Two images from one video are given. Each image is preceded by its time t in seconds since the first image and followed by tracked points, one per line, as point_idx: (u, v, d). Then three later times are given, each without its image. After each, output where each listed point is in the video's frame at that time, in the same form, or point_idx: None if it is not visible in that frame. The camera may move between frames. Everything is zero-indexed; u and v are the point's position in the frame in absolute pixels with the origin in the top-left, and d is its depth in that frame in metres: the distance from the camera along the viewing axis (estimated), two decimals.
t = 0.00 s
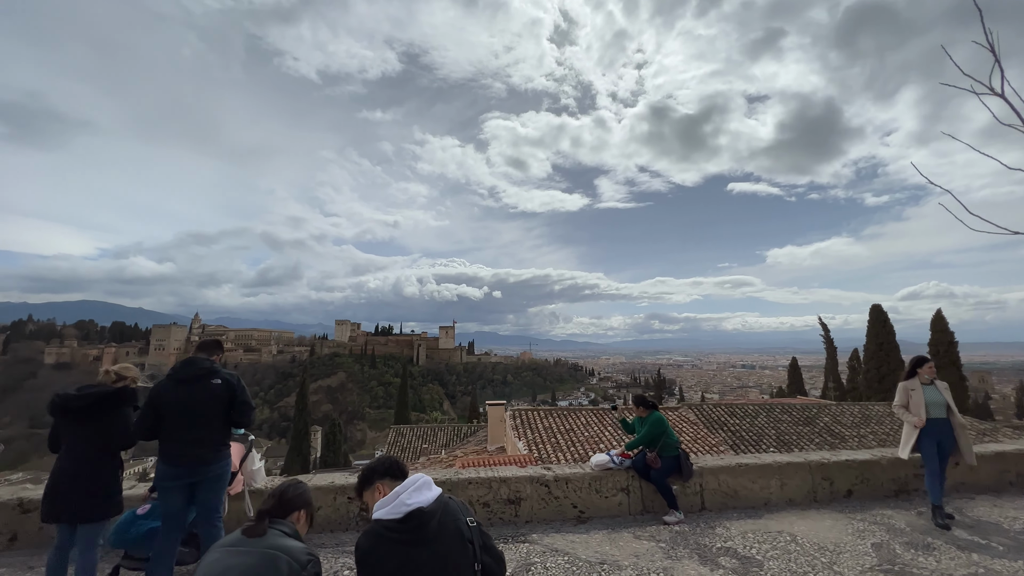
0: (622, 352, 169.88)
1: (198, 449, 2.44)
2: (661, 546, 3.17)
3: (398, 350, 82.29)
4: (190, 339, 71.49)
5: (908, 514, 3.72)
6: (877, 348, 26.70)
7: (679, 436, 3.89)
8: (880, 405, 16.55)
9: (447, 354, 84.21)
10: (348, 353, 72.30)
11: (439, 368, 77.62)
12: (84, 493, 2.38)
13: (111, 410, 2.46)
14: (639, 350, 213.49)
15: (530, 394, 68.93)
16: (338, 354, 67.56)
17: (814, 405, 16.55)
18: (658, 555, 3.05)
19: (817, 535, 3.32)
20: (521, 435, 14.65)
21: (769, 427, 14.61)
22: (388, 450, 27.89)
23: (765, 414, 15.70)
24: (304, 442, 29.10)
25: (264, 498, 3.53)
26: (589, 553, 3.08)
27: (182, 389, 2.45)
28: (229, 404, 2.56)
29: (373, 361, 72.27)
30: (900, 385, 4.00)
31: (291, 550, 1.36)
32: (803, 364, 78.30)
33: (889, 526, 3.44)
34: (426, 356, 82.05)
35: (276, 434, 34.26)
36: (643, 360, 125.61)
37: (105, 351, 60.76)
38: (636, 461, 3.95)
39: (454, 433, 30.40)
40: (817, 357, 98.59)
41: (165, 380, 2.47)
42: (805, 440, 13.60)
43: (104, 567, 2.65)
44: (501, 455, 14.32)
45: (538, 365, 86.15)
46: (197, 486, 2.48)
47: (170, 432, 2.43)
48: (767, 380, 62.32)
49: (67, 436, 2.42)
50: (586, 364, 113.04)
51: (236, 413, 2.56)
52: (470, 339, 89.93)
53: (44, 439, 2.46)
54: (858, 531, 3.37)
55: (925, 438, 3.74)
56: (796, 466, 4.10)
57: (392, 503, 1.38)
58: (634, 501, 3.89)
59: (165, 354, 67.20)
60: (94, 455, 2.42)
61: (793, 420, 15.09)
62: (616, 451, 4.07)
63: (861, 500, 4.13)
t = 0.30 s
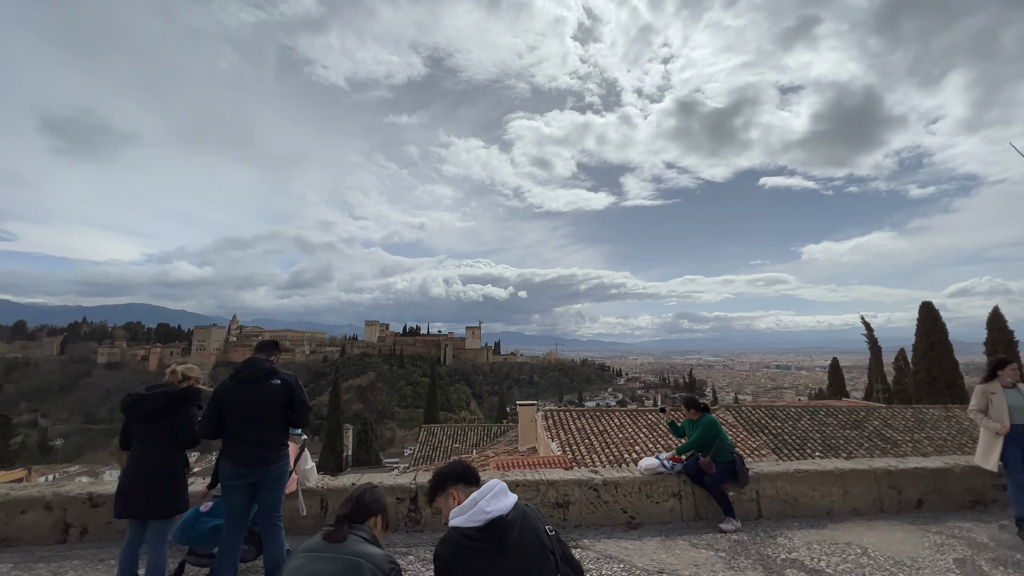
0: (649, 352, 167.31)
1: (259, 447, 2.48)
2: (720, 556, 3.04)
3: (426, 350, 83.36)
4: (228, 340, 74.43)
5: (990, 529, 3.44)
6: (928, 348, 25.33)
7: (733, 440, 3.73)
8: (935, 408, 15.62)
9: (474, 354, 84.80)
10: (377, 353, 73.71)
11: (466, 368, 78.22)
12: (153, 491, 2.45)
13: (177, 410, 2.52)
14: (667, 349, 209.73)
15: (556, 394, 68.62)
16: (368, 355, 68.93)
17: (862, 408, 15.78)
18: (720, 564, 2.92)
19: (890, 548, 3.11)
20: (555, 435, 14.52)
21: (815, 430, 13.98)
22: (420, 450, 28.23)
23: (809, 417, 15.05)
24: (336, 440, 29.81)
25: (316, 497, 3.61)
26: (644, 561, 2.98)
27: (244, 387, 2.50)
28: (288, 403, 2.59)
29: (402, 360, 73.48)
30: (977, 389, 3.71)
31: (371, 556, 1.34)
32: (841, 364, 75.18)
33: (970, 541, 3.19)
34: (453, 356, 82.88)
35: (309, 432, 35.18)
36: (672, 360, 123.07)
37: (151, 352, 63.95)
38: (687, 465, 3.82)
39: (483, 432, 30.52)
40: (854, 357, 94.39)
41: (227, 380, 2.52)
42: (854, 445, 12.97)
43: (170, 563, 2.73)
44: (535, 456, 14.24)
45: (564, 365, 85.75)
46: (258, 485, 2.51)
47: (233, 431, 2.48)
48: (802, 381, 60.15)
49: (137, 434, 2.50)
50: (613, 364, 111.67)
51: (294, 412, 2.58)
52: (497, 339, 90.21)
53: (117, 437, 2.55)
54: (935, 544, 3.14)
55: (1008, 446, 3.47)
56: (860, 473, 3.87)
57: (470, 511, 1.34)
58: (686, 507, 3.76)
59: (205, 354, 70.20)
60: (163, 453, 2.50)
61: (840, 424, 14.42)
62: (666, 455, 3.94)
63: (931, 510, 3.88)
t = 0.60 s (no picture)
0: (680, 351, 163.59)
1: (315, 444, 2.48)
2: (787, 567, 2.87)
3: (454, 349, 84.09)
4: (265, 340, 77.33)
5: None
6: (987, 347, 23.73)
7: (795, 443, 3.53)
8: (1000, 411, 14.58)
9: (501, 353, 84.97)
10: (406, 352, 74.87)
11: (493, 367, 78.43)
12: (217, 487, 2.49)
13: (237, 406, 2.55)
14: (699, 349, 204.72)
15: (584, 394, 67.94)
16: (398, 354, 70.06)
17: (917, 410, 14.90)
18: None
19: (980, 564, 2.85)
20: (589, 435, 14.28)
21: (866, 433, 13.27)
22: (452, 449, 28.43)
23: (859, 419, 14.31)
24: (369, 437, 30.39)
25: (365, 495, 3.64)
26: (705, 570, 2.84)
27: (301, 385, 2.51)
28: (344, 401, 2.58)
29: (430, 359, 74.33)
30: None
31: (448, 561, 1.30)
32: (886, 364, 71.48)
33: None
34: (480, 355, 83.30)
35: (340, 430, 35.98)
36: (704, 359, 119.94)
37: (194, 352, 67.08)
38: (744, 468, 3.64)
39: (513, 431, 30.54)
40: (900, 356, 89.56)
41: (284, 378, 2.53)
42: (910, 450, 12.25)
43: (231, 558, 2.77)
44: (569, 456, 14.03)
45: (592, 364, 84.83)
46: (315, 483, 2.52)
47: (291, 427, 2.49)
48: (844, 381, 57.49)
49: (199, 430, 2.54)
50: (642, 364, 109.76)
51: (348, 410, 2.57)
52: (524, 338, 90.14)
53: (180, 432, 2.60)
54: None
55: None
56: (937, 481, 3.59)
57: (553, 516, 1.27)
58: (744, 513, 3.58)
59: (244, 354, 73.03)
60: (223, 451, 2.52)
61: (894, 426, 13.64)
62: (722, 459, 3.77)
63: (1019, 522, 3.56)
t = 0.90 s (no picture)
0: (713, 350, 159.18)
1: (370, 448, 2.45)
2: None
3: (483, 348, 84.58)
4: (301, 339, 79.90)
5: None
6: None
7: (868, 452, 3.26)
8: None
9: (530, 352, 84.84)
10: (436, 352, 75.76)
11: (522, 366, 78.38)
12: (274, 490, 2.49)
13: (291, 408, 2.54)
14: (734, 347, 198.57)
15: (615, 393, 66.94)
16: (428, 354, 70.98)
17: (982, 414, 13.88)
18: None
19: None
20: (627, 437, 13.82)
21: (929, 439, 12.38)
22: (484, 448, 28.49)
23: (918, 423, 13.40)
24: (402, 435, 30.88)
25: (414, 497, 3.62)
26: None
27: (355, 388, 2.47)
28: (396, 403, 2.53)
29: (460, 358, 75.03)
30: None
31: None
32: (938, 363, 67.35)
33: None
34: (509, 354, 83.42)
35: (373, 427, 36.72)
36: (738, 358, 116.27)
37: (236, 351, 69.98)
38: (810, 477, 3.41)
39: (545, 431, 30.37)
40: (953, 355, 84.10)
41: (338, 380, 2.50)
42: (978, 457, 11.37)
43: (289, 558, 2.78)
44: (605, 458, 13.65)
45: (623, 363, 83.50)
46: (370, 487, 2.48)
47: (346, 430, 2.46)
48: (891, 381, 54.56)
49: (255, 432, 2.54)
50: (674, 363, 107.51)
51: (401, 413, 2.53)
52: (552, 337, 89.71)
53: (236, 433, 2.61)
54: None
55: None
56: None
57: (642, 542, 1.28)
58: (811, 526, 3.34)
59: (282, 352, 75.65)
60: (279, 454, 2.51)
61: (958, 432, 12.72)
62: (786, 466, 3.54)
63: None
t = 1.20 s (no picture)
0: (749, 350, 154.02)
1: (426, 451, 2.41)
2: None
3: (512, 348, 84.64)
4: (336, 340, 82.01)
5: None
6: None
7: (951, 462, 3.00)
8: None
9: (558, 352, 84.33)
10: (466, 352, 76.34)
11: (551, 367, 77.99)
12: (332, 494, 2.49)
13: (346, 410, 2.53)
14: (771, 347, 191.68)
15: (646, 394, 65.68)
16: (458, 354, 71.62)
17: None
18: None
19: None
20: (665, 439, 13.27)
21: (996, 447, 11.52)
22: (516, 449, 28.42)
23: (984, 429, 12.47)
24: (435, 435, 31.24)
25: (462, 500, 3.59)
26: None
27: (411, 391, 2.44)
28: (451, 407, 2.49)
29: (489, 358, 75.31)
30: None
31: None
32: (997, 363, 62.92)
33: None
34: (538, 354, 83.17)
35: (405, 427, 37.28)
36: (775, 358, 112.06)
37: (274, 351, 72.48)
38: (886, 488, 3.18)
39: (577, 433, 30.03)
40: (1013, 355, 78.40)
41: (394, 381, 2.48)
42: None
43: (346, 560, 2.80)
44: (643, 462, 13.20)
45: (654, 364, 81.83)
46: (427, 491, 2.46)
47: (402, 433, 2.44)
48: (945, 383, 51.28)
49: (313, 434, 2.55)
50: (707, 363, 104.66)
51: (457, 417, 2.49)
52: (581, 336, 88.86)
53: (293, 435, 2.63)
54: None
55: None
56: None
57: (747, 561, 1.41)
58: (888, 541, 3.12)
59: (318, 353, 77.91)
60: (337, 457, 2.52)
61: None
62: (858, 476, 3.31)
63: None
